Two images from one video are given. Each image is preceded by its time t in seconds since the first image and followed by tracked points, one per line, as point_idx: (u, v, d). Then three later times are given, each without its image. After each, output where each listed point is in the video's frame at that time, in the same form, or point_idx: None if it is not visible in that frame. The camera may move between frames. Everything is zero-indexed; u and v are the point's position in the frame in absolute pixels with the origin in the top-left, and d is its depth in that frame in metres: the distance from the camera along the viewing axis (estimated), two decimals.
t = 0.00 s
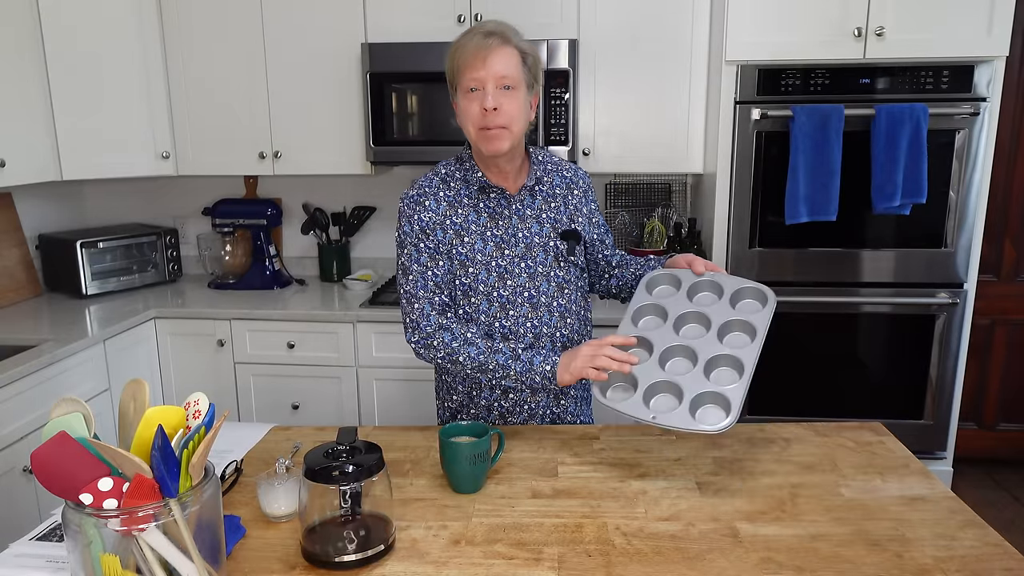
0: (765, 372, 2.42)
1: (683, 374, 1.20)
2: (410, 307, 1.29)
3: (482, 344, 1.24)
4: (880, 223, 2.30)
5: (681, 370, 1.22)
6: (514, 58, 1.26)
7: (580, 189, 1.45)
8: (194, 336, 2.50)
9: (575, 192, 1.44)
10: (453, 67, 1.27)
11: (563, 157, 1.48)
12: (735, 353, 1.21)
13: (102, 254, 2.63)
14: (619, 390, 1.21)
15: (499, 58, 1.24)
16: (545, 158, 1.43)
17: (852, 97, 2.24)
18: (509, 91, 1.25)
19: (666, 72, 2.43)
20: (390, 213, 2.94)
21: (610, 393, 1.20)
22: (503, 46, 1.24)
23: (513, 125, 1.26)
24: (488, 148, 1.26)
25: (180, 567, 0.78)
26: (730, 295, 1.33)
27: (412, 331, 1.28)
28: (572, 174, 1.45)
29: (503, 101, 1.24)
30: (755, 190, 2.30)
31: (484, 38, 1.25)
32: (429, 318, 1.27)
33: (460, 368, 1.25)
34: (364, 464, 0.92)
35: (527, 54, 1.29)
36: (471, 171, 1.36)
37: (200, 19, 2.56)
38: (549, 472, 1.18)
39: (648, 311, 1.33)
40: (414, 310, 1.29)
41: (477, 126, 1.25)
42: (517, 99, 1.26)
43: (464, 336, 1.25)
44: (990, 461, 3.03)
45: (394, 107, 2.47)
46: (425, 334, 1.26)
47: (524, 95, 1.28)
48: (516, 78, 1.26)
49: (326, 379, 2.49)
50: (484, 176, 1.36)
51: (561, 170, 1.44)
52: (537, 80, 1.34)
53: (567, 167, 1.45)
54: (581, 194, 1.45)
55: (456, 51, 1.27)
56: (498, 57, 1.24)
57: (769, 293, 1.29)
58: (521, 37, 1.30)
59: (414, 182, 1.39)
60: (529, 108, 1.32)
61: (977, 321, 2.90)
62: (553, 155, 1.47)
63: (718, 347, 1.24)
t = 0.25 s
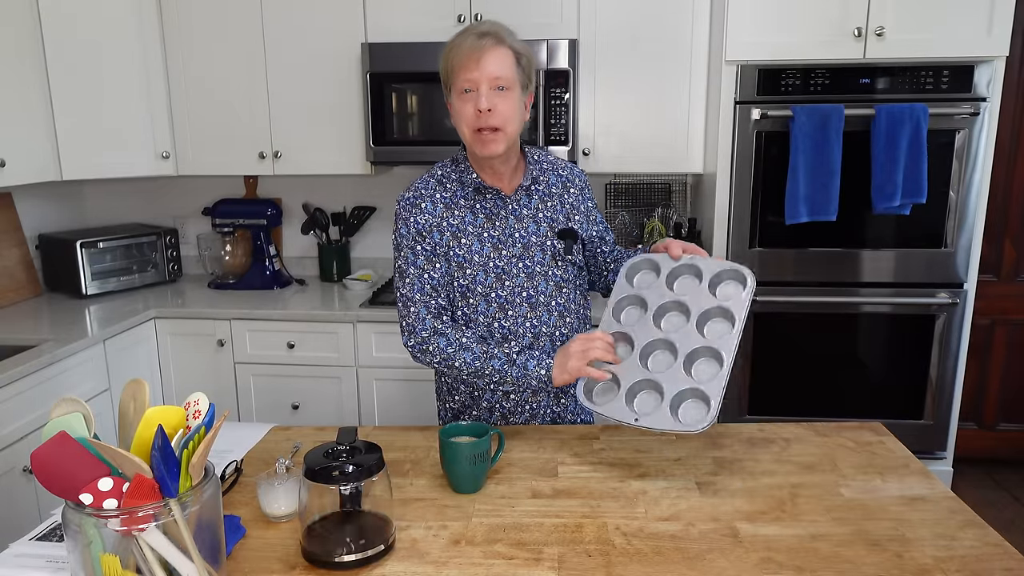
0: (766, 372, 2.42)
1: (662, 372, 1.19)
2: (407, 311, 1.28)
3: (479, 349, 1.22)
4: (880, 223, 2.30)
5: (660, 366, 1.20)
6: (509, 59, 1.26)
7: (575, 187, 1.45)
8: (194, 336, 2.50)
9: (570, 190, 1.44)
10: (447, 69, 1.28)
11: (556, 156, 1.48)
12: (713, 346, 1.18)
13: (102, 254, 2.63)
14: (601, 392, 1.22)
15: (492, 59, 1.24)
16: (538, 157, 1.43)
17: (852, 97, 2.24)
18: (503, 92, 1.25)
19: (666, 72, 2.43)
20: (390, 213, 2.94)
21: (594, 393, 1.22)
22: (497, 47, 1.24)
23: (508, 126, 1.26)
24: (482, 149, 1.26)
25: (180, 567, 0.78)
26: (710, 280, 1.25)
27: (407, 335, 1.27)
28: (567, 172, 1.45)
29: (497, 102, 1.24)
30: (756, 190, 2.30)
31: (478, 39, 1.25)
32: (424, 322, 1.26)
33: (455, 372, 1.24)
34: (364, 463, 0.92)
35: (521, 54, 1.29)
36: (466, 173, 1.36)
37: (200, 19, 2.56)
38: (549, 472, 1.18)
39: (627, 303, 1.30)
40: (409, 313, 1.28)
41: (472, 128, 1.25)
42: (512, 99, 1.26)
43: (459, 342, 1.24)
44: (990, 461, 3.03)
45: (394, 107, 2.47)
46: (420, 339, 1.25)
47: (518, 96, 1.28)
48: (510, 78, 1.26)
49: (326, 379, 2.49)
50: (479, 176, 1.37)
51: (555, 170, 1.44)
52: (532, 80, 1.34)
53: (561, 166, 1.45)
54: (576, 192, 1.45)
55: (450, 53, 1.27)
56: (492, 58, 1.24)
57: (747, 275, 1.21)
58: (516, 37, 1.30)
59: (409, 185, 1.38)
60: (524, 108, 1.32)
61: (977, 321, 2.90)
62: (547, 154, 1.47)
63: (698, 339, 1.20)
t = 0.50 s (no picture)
0: (766, 372, 2.42)
1: (650, 322, 1.18)
2: (404, 309, 1.29)
3: (465, 331, 1.24)
4: (880, 223, 2.30)
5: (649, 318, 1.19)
6: (500, 58, 1.26)
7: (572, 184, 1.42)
8: (194, 336, 2.50)
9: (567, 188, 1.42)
10: (440, 70, 1.28)
11: (554, 153, 1.46)
12: (698, 292, 1.17)
13: (102, 254, 2.63)
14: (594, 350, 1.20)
15: (483, 59, 1.24)
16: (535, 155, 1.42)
17: (852, 97, 2.24)
18: (495, 92, 1.25)
19: (666, 72, 2.43)
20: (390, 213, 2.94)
21: (583, 348, 1.20)
22: (488, 47, 1.24)
23: (500, 126, 1.26)
24: (474, 149, 1.26)
25: (180, 567, 0.78)
26: (685, 213, 1.19)
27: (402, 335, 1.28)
28: (564, 169, 1.42)
29: (488, 102, 1.24)
30: (755, 190, 2.30)
31: (469, 40, 1.25)
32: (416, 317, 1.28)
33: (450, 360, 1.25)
34: (364, 464, 0.92)
35: (513, 55, 1.29)
36: (462, 173, 1.37)
37: (200, 19, 2.56)
38: (549, 472, 1.18)
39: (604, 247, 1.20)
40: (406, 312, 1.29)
41: (463, 128, 1.25)
42: (503, 99, 1.26)
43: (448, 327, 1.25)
44: (990, 461, 3.03)
45: (394, 107, 2.47)
46: (412, 336, 1.26)
47: (510, 96, 1.28)
48: (501, 78, 1.26)
49: (326, 380, 2.49)
50: (474, 176, 1.37)
51: (552, 167, 1.42)
52: (524, 80, 1.33)
53: (559, 163, 1.43)
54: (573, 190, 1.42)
55: (442, 54, 1.27)
56: (483, 58, 1.24)
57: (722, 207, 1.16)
58: (508, 38, 1.30)
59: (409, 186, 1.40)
60: (517, 108, 1.32)
61: (977, 321, 2.90)
62: (544, 152, 1.45)
63: (683, 286, 1.18)
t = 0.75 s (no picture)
0: (766, 372, 2.42)
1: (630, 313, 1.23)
2: (393, 310, 1.30)
3: (449, 331, 1.26)
4: (880, 223, 2.30)
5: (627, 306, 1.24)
6: (496, 60, 1.25)
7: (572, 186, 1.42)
8: (194, 336, 2.50)
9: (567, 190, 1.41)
10: (436, 72, 1.28)
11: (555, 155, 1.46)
12: (673, 279, 1.21)
13: (102, 254, 2.63)
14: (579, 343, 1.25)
15: (479, 61, 1.24)
16: (535, 157, 1.41)
17: (852, 97, 2.24)
18: (491, 95, 1.25)
19: (666, 72, 2.43)
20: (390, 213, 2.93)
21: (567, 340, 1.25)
22: (484, 49, 1.24)
23: (496, 128, 1.26)
24: (471, 153, 1.26)
25: (180, 567, 0.78)
26: (656, 203, 1.18)
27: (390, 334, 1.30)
28: (564, 171, 1.42)
29: (484, 106, 1.24)
30: (755, 190, 2.30)
31: (465, 41, 1.25)
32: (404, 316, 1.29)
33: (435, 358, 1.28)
34: (364, 463, 0.92)
35: (510, 55, 1.29)
36: (460, 174, 1.37)
37: (200, 19, 2.56)
38: (549, 472, 1.18)
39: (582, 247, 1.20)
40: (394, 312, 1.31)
41: (459, 132, 1.26)
42: (499, 101, 1.26)
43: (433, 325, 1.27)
44: (990, 461, 3.03)
45: (394, 107, 2.47)
46: (398, 335, 1.28)
47: (507, 97, 1.28)
48: (498, 80, 1.26)
49: (326, 380, 2.49)
50: (471, 177, 1.37)
51: (552, 169, 1.42)
52: (522, 81, 1.34)
53: (559, 165, 1.43)
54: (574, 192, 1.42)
55: (438, 56, 1.27)
56: (479, 60, 1.24)
57: (692, 195, 1.16)
58: (505, 38, 1.30)
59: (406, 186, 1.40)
60: (514, 109, 1.32)
61: (977, 321, 2.90)
62: (545, 153, 1.45)
63: (658, 275, 1.21)
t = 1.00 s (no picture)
0: (766, 371, 2.42)
1: (626, 325, 1.25)
2: (390, 308, 1.30)
3: (446, 331, 1.26)
4: (880, 223, 2.30)
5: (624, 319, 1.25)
6: (501, 60, 1.25)
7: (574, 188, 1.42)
8: (194, 336, 2.50)
9: (568, 192, 1.42)
10: (441, 71, 1.28)
11: (557, 157, 1.46)
12: (672, 297, 1.23)
13: (102, 254, 2.63)
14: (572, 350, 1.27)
15: (484, 61, 1.24)
16: (537, 159, 1.41)
17: (852, 97, 2.24)
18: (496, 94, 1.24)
19: (666, 72, 2.43)
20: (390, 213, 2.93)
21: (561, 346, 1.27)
22: (489, 49, 1.24)
23: (501, 127, 1.26)
24: (474, 151, 1.26)
25: (180, 567, 0.78)
26: (662, 221, 1.19)
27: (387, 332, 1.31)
28: (566, 173, 1.42)
29: (489, 105, 1.24)
30: (755, 190, 2.30)
31: (470, 41, 1.24)
32: (400, 314, 1.29)
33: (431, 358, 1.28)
34: (364, 463, 0.92)
35: (515, 56, 1.29)
36: (461, 174, 1.37)
37: (200, 19, 2.56)
38: (549, 472, 1.18)
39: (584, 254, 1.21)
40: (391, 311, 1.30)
41: (463, 131, 1.25)
42: (504, 101, 1.26)
43: (429, 325, 1.27)
44: (990, 461, 3.03)
45: (394, 107, 2.47)
46: (394, 333, 1.28)
47: (511, 97, 1.27)
48: (503, 80, 1.26)
49: (326, 379, 2.49)
50: (473, 176, 1.37)
51: (554, 171, 1.42)
52: (526, 81, 1.33)
53: (560, 167, 1.43)
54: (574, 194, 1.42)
55: (442, 55, 1.27)
56: (484, 60, 1.24)
57: (699, 219, 1.18)
58: (510, 38, 1.30)
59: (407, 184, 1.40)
60: (518, 109, 1.32)
61: (977, 321, 2.90)
62: (547, 155, 1.45)
63: (658, 291, 1.23)
